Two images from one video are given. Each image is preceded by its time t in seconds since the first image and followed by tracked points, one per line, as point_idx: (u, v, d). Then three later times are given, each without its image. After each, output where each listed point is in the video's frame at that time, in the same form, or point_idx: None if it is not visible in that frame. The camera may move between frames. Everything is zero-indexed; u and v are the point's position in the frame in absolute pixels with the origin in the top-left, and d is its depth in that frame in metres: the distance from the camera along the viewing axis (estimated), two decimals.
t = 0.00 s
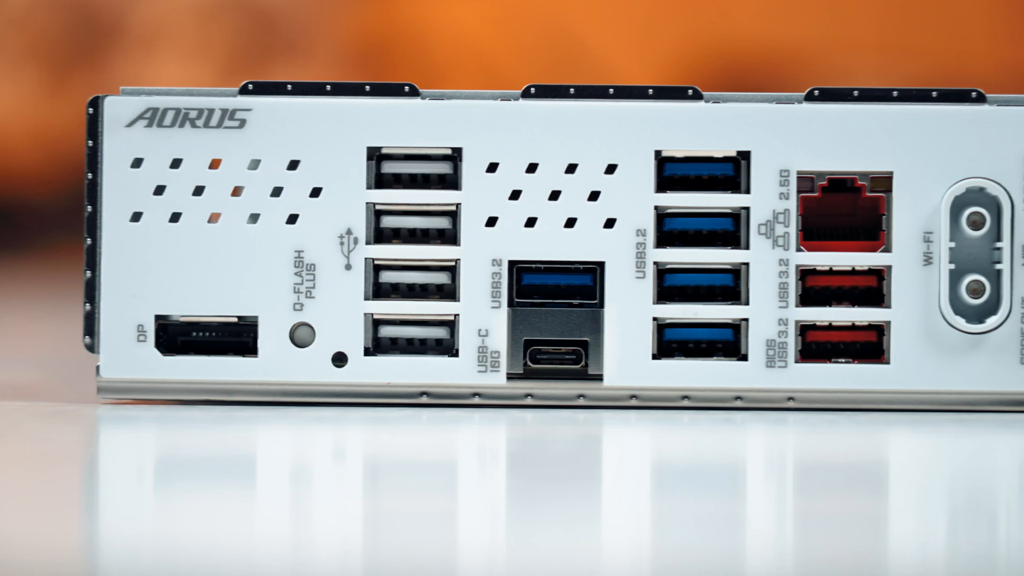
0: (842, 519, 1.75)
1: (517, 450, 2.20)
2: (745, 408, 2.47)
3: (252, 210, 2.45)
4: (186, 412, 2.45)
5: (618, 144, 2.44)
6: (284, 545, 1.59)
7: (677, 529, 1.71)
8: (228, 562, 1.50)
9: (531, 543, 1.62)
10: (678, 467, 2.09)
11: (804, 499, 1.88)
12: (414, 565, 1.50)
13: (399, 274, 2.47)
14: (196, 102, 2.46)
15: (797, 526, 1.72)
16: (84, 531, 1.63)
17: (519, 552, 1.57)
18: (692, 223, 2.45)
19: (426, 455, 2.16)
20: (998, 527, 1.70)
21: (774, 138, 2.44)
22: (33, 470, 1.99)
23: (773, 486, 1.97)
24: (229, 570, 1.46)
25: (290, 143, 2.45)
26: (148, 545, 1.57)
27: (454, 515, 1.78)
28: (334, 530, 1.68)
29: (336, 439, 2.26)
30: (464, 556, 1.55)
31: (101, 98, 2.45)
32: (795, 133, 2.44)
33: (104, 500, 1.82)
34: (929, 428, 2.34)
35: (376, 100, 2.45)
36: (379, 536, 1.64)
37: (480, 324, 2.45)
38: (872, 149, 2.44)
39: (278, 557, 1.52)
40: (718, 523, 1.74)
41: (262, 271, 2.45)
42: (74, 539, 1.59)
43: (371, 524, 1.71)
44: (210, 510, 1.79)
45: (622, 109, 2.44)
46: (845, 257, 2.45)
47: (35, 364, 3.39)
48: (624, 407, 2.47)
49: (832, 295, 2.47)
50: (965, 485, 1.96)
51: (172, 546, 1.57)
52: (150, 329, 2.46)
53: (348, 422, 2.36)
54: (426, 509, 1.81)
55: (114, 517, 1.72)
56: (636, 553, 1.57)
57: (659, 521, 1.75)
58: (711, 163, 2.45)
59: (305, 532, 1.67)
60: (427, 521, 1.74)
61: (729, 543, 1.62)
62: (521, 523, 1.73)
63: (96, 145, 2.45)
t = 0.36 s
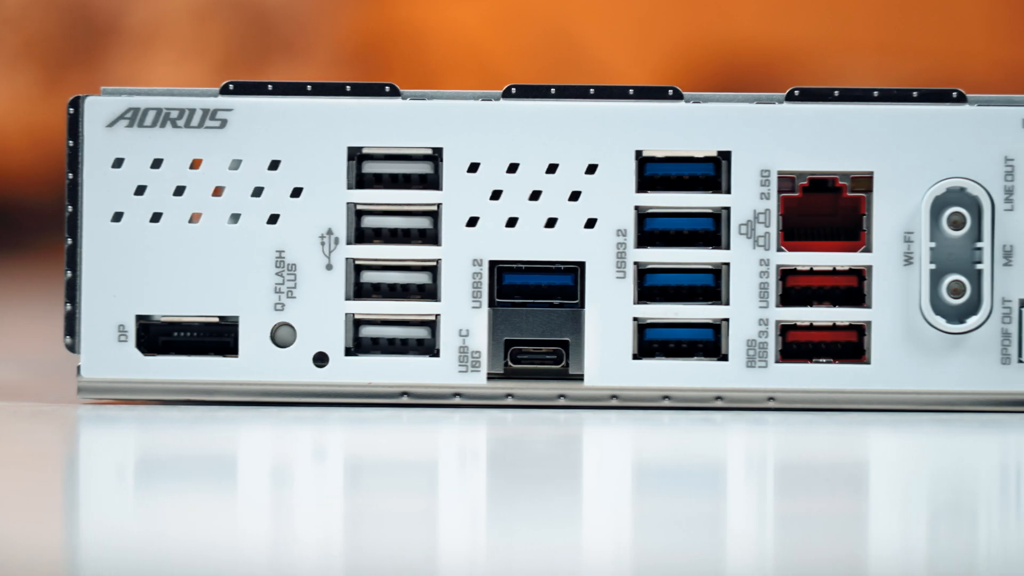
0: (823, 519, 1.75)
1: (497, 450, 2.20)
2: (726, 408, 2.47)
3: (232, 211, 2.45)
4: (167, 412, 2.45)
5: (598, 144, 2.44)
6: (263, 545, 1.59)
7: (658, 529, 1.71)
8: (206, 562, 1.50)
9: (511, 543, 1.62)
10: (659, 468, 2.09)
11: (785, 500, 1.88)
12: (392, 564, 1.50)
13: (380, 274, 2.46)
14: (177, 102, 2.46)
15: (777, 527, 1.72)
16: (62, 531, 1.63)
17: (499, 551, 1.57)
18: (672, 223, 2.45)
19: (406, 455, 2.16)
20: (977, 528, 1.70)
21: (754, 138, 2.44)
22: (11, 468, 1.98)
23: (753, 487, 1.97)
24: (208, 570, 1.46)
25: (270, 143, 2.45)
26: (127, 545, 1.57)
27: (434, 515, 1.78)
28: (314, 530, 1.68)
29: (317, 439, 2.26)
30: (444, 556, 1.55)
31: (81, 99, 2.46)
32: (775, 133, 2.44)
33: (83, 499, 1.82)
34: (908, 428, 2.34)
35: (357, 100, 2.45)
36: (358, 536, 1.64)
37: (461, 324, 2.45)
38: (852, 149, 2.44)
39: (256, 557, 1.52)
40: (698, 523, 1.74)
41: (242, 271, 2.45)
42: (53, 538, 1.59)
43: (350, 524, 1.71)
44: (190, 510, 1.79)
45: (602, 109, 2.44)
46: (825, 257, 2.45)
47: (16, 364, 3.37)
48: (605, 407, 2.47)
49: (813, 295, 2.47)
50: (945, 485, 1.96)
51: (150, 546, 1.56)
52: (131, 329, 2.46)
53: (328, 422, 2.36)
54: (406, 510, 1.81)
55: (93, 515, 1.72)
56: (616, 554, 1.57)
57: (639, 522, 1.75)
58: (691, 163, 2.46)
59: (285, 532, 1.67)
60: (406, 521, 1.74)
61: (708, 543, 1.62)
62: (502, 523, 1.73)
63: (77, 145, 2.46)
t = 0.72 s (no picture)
0: (803, 519, 1.75)
1: (476, 450, 2.20)
2: (706, 408, 2.47)
3: (213, 211, 2.45)
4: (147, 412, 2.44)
5: (578, 144, 2.44)
6: (242, 545, 1.59)
7: (637, 529, 1.70)
8: (184, 562, 1.50)
9: (492, 544, 1.61)
10: (640, 468, 2.09)
11: (765, 500, 1.88)
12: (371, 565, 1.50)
13: (360, 274, 2.47)
14: (157, 102, 2.46)
15: (758, 527, 1.71)
16: (39, 530, 1.63)
17: (479, 551, 1.57)
18: (653, 223, 2.45)
19: (387, 455, 2.15)
20: (957, 528, 1.70)
21: (735, 138, 2.44)
22: None
23: (733, 487, 1.97)
24: (186, 570, 1.45)
25: (250, 143, 2.45)
26: (104, 545, 1.57)
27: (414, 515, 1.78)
28: (295, 530, 1.67)
29: (297, 440, 2.26)
30: (423, 556, 1.55)
31: (62, 98, 2.45)
32: (755, 132, 2.44)
33: (60, 497, 1.82)
34: (888, 428, 2.34)
35: (337, 100, 2.45)
36: (337, 536, 1.63)
37: (441, 324, 2.44)
38: (832, 149, 2.44)
39: (235, 557, 1.52)
40: (679, 524, 1.74)
41: (223, 272, 2.45)
42: (29, 538, 1.58)
43: (330, 524, 1.71)
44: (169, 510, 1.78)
45: (582, 109, 2.43)
46: (805, 257, 2.45)
47: None
48: (585, 407, 2.46)
49: (793, 295, 2.47)
50: (926, 486, 1.96)
51: (128, 547, 1.56)
52: (111, 329, 2.46)
53: (309, 422, 2.36)
54: (386, 510, 1.81)
55: (70, 514, 1.72)
56: (596, 554, 1.56)
57: (619, 522, 1.75)
58: (672, 163, 2.45)
59: (264, 532, 1.66)
60: (387, 521, 1.74)
61: (688, 544, 1.61)
62: (483, 524, 1.73)
63: (58, 145, 2.46)
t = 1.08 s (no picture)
0: (785, 519, 1.75)
1: (456, 451, 2.20)
2: (687, 408, 2.47)
3: (193, 211, 2.45)
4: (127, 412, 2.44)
5: (558, 144, 2.44)
6: (220, 544, 1.58)
7: (618, 529, 1.70)
8: (161, 561, 1.49)
9: (472, 543, 1.61)
10: (621, 468, 2.09)
11: (747, 500, 1.87)
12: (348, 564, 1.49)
13: (340, 274, 2.46)
14: (138, 102, 2.46)
15: (739, 527, 1.71)
16: (16, 529, 1.62)
17: (458, 550, 1.56)
18: (634, 223, 2.44)
19: (367, 455, 2.15)
20: (938, 528, 1.69)
21: (715, 138, 2.43)
22: None
23: (714, 488, 1.96)
24: (164, 570, 1.45)
25: (231, 143, 2.45)
26: (81, 544, 1.56)
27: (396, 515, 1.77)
28: (276, 530, 1.67)
29: (278, 440, 2.25)
30: (403, 556, 1.54)
31: (42, 99, 2.46)
32: (736, 132, 2.44)
33: (37, 496, 1.82)
34: (869, 428, 2.34)
35: (317, 100, 2.45)
36: (316, 535, 1.63)
37: (421, 325, 2.45)
38: (812, 149, 2.44)
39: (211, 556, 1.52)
40: (659, 525, 1.73)
41: (203, 272, 2.45)
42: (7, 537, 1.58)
43: (308, 523, 1.70)
44: (148, 509, 1.78)
45: (562, 108, 2.43)
46: (786, 257, 2.45)
47: None
48: (566, 408, 2.46)
49: (774, 295, 2.47)
50: (907, 486, 1.95)
51: (105, 546, 1.55)
52: (92, 329, 2.46)
53: (289, 422, 2.36)
54: (366, 509, 1.80)
55: (47, 514, 1.71)
56: (577, 554, 1.56)
57: (600, 522, 1.74)
58: (652, 163, 2.45)
59: (243, 531, 1.66)
60: (367, 521, 1.73)
61: (668, 543, 1.61)
62: (464, 524, 1.72)
63: (38, 145, 2.46)
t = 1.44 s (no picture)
0: (765, 519, 1.75)
1: (435, 450, 2.20)
2: (668, 408, 2.47)
3: (174, 211, 2.45)
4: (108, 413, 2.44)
5: (539, 144, 2.44)
6: (198, 544, 1.58)
7: (598, 529, 1.70)
8: (136, 561, 1.49)
9: (451, 542, 1.61)
10: (601, 468, 2.09)
11: (728, 500, 1.87)
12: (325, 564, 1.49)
13: (321, 274, 2.47)
14: (118, 102, 2.46)
15: (720, 527, 1.71)
16: None
17: (438, 551, 1.56)
18: (614, 223, 2.45)
19: (347, 456, 2.15)
20: (917, 528, 1.69)
21: (695, 138, 2.44)
22: None
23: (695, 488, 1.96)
24: (142, 570, 1.44)
25: (211, 143, 2.45)
26: (58, 544, 1.56)
27: (377, 515, 1.77)
28: (256, 530, 1.66)
29: (258, 440, 2.25)
30: (384, 556, 1.54)
31: (23, 98, 2.46)
32: (716, 132, 2.44)
33: (15, 497, 1.81)
34: (849, 428, 2.34)
35: (297, 100, 2.44)
36: (294, 535, 1.63)
37: (402, 324, 2.44)
38: (793, 149, 2.44)
39: (187, 556, 1.51)
40: (639, 525, 1.73)
41: (184, 272, 2.45)
42: None
43: (287, 523, 1.70)
44: (125, 509, 1.78)
45: (543, 108, 2.44)
46: (766, 257, 2.45)
47: None
48: (546, 408, 2.46)
49: (754, 295, 2.47)
50: (887, 486, 1.96)
51: (83, 546, 1.55)
52: (73, 329, 2.46)
53: (269, 422, 2.35)
54: (346, 509, 1.80)
55: (27, 514, 1.71)
56: (558, 554, 1.55)
57: (580, 523, 1.74)
58: (632, 163, 2.46)
59: (222, 531, 1.66)
60: (348, 521, 1.73)
61: (648, 544, 1.61)
62: (445, 524, 1.72)
63: (19, 145, 2.45)
